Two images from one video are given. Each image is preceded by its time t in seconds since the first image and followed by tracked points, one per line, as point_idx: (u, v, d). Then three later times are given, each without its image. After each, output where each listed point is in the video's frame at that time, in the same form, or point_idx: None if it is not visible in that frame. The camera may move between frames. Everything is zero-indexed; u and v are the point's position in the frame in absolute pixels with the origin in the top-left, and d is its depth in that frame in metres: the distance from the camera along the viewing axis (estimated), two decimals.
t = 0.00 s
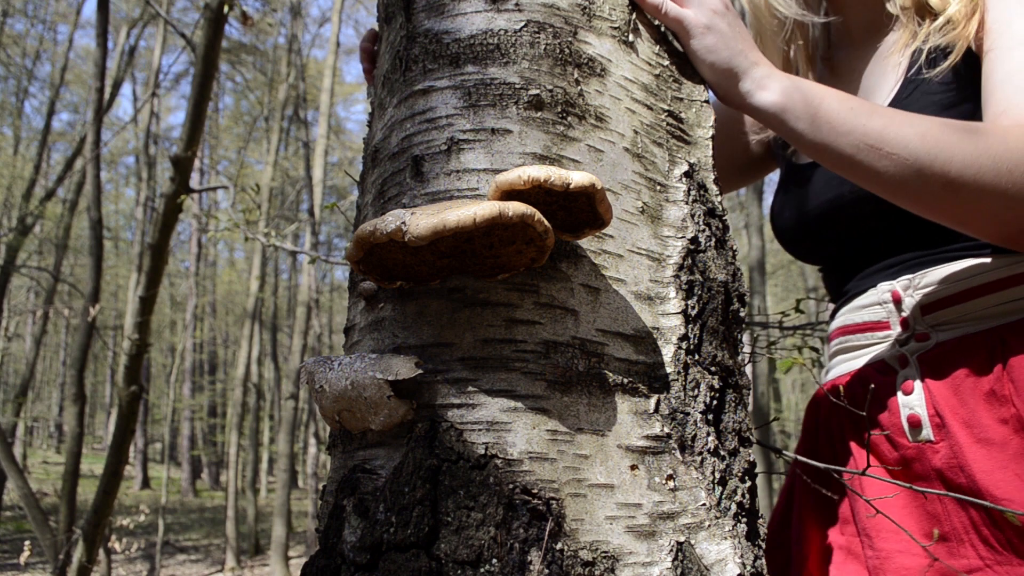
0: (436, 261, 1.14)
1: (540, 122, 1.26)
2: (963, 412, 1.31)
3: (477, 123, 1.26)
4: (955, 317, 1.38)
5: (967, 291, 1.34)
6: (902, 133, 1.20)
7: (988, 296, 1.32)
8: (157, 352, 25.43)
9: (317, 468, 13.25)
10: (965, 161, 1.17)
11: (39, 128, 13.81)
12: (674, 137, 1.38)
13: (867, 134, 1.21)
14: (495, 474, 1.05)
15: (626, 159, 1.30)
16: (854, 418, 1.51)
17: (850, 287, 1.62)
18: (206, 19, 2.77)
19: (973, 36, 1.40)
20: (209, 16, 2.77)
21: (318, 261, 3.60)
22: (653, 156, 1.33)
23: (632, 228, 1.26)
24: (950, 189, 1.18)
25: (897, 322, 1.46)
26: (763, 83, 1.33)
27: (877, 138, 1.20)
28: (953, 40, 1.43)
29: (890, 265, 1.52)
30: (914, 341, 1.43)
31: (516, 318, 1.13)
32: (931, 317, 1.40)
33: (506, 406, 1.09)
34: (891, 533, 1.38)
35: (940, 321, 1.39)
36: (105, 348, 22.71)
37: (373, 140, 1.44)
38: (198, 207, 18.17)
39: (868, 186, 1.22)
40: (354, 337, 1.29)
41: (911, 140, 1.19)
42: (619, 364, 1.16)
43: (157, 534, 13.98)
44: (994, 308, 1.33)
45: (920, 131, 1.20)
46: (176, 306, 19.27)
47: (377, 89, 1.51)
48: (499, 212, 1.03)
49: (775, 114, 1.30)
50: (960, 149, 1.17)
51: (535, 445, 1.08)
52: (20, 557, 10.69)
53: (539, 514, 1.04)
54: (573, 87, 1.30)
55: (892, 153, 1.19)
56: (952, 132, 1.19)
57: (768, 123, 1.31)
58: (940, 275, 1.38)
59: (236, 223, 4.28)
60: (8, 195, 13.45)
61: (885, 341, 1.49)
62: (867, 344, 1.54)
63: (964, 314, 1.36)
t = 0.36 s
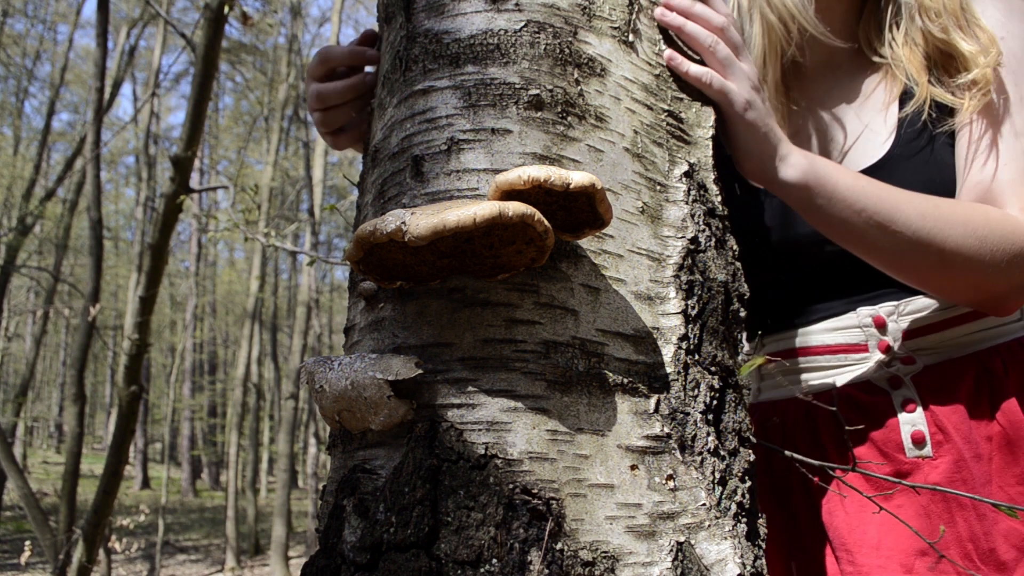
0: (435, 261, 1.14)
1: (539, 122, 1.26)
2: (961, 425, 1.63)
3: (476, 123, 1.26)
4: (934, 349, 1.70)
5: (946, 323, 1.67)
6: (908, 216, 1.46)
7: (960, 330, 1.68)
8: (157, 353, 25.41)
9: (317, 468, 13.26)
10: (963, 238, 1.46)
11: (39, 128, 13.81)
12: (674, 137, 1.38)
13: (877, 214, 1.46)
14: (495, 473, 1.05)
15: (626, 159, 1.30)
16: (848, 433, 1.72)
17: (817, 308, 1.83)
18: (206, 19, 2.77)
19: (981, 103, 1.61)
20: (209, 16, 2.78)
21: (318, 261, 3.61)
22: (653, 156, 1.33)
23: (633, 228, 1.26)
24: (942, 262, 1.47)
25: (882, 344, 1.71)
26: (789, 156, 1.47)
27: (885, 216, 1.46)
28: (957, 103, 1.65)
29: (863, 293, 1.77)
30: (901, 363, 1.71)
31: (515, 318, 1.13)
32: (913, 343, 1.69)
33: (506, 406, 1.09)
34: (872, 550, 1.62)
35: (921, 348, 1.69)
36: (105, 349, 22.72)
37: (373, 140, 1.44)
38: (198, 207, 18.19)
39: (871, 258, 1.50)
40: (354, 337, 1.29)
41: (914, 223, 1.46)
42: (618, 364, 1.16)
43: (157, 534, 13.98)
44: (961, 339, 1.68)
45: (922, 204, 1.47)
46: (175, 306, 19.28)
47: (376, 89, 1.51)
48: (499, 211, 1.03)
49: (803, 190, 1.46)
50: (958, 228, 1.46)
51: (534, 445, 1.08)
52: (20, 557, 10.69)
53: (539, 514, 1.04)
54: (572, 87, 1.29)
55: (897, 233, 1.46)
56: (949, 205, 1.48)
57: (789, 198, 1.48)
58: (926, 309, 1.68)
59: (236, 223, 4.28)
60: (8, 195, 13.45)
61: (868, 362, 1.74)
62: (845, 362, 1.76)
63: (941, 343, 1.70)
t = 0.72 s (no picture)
0: (436, 261, 1.14)
1: (540, 121, 1.26)
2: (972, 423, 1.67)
3: (476, 123, 1.26)
4: (931, 348, 1.73)
5: (937, 322, 1.73)
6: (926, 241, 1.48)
7: (946, 328, 1.74)
8: (157, 352, 25.43)
9: (317, 468, 13.27)
10: (973, 257, 1.52)
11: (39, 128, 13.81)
12: (675, 137, 1.38)
13: (902, 243, 1.45)
14: (495, 473, 1.05)
15: (626, 159, 1.30)
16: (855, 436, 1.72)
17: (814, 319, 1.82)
18: (206, 19, 2.77)
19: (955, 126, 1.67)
20: (209, 16, 2.77)
21: (318, 262, 3.61)
22: (653, 157, 1.33)
23: (633, 228, 1.25)
24: (951, 286, 1.53)
25: (882, 348, 1.74)
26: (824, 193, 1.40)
27: (908, 245, 1.46)
28: (932, 131, 1.71)
29: (858, 298, 1.80)
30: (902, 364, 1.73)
31: (516, 318, 1.13)
32: (911, 343, 1.73)
33: (506, 406, 1.09)
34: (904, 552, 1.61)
35: (920, 347, 1.72)
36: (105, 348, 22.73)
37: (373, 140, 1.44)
38: (198, 207, 18.21)
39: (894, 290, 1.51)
40: (353, 337, 1.28)
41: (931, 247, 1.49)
42: (618, 364, 1.15)
43: (157, 534, 13.98)
44: (950, 337, 1.74)
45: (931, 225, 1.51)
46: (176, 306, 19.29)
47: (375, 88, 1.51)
48: (499, 211, 1.03)
49: (837, 229, 1.40)
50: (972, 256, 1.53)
51: (535, 445, 1.08)
52: (20, 557, 10.70)
53: (539, 514, 1.04)
54: (573, 87, 1.29)
55: (919, 261, 1.48)
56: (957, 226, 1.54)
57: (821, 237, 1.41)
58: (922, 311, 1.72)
59: (236, 223, 4.28)
60: (8, 195, 13.45)
61: (869, 367, 1.75)
62: (845, 369, 1.77)
63: (935, 340, 1.73)
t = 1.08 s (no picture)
0: (436, 261, 1.14)
1: (539, 122, 1.26)
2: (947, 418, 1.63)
3: (476, 123, 1.26)
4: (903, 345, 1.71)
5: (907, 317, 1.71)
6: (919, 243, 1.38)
7: (919, 323, 1.71)
8: (157, 352, 25.43)
9: (317, 468, 13.27)
10: (946, 242, 1.39)
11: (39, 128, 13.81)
12: (674, 136, 1.38)
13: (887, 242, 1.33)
14: (495, 473, 1.05)
15: (626, 159, 1.30)
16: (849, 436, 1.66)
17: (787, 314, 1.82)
18: (206, 19, 2.77)
19: (927, 131, 1.58)
20: (209, 16, 2.77)
21: (317, 261, 3.60)
22: (653, 156, 1.34)
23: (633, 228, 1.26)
24: (924, 274, 1.39)
25: (854, 343, 1.73)
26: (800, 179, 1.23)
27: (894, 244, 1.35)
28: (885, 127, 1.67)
29: (827, 293, 1.79)
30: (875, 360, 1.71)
31: (516, 318, 1.13)
32: (883, 338, 1.71)
33: (506, 406, 1.09)
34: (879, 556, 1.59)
35: (892, 343, 1.71)
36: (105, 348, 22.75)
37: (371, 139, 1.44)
38: (198, 207, 18.22)
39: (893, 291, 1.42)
40: (353, 337, 1.29)
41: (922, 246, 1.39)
42: (619, 365, 1.15)
43: (157, 534, 13.99)
44: (923, 332, 1.72)
45: (905, 210, 1.37)
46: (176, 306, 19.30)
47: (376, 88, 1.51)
48: (499, 212, 1.03)
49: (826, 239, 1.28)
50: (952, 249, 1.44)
51: (535, 445, 1.08)
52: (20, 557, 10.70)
53: (539, 514, 1.04)
54: (573, 87, 1.29)
55: (898, 254, 1.33)
56: (924, 209, 1.41)
57: (808, 239, 1.25)
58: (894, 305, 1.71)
59: (236, 223, 4.28)
60: (8, 195, 13.45)
61: (842, 364, 1.74)
62: (818, 365, 1.76)
63: (909, 336, 1.71)
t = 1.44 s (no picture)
0: (436, 261, 1.14)
1: (539, 122, 1.26)
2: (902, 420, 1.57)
3: (476, 123, 1.26)
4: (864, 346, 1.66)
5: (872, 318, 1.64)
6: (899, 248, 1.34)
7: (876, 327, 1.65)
8: (157, 352, 25.44)
9: (317, 468, 13.28)
10: (916, 252, 1.34)
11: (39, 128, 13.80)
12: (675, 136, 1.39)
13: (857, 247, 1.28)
14: (495, 473, 1.05)
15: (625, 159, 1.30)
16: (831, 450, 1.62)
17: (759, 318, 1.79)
18: (206, 19, 2.77)
19: (895, 138, 1.51)
20: (209, 15, 2.77)
21: (317, 261, 3.60)
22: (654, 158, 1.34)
23: (632, 228, 1.26)
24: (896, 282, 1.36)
25: (810, 346, 1.70)
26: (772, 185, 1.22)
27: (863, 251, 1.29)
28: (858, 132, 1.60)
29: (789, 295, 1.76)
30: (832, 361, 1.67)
31: (516, 318, 1.13)
32: (842, 342, 1.67)
33: (506, 406, 1.09)
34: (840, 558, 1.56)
35: (853, 345, 1.66)
36: (105, 349, 22.75)
37: (373, 140, 1.44)
38: (198, 207, 18.25)
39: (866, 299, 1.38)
40: (353, 337, 1.29)
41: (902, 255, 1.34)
42: (619, 364, 1.15)
43: (157, 534, 13.99)
44: (890, 333, 1.65)
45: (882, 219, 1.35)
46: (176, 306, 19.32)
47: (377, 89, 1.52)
48: (499, 211, 1.03)
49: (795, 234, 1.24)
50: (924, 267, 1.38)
51: (534, 445, 1.08)
52: (20, 556, 10.71)
53: (539, 514, 1.04)
54: (573, 87, 1.30)
55: (861, 258, 1.29)
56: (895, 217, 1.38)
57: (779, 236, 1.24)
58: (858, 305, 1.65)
59: (236, 223, 4.28)
60: (8, 195, 13.45)
61: (797, 367, 1.70)
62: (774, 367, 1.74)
63: (873, 336, 1.65)
